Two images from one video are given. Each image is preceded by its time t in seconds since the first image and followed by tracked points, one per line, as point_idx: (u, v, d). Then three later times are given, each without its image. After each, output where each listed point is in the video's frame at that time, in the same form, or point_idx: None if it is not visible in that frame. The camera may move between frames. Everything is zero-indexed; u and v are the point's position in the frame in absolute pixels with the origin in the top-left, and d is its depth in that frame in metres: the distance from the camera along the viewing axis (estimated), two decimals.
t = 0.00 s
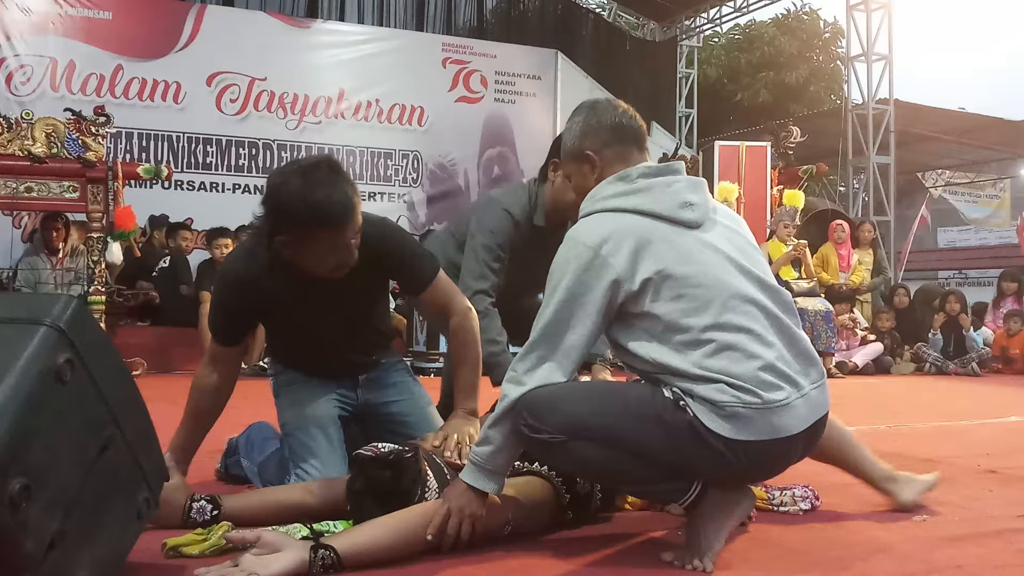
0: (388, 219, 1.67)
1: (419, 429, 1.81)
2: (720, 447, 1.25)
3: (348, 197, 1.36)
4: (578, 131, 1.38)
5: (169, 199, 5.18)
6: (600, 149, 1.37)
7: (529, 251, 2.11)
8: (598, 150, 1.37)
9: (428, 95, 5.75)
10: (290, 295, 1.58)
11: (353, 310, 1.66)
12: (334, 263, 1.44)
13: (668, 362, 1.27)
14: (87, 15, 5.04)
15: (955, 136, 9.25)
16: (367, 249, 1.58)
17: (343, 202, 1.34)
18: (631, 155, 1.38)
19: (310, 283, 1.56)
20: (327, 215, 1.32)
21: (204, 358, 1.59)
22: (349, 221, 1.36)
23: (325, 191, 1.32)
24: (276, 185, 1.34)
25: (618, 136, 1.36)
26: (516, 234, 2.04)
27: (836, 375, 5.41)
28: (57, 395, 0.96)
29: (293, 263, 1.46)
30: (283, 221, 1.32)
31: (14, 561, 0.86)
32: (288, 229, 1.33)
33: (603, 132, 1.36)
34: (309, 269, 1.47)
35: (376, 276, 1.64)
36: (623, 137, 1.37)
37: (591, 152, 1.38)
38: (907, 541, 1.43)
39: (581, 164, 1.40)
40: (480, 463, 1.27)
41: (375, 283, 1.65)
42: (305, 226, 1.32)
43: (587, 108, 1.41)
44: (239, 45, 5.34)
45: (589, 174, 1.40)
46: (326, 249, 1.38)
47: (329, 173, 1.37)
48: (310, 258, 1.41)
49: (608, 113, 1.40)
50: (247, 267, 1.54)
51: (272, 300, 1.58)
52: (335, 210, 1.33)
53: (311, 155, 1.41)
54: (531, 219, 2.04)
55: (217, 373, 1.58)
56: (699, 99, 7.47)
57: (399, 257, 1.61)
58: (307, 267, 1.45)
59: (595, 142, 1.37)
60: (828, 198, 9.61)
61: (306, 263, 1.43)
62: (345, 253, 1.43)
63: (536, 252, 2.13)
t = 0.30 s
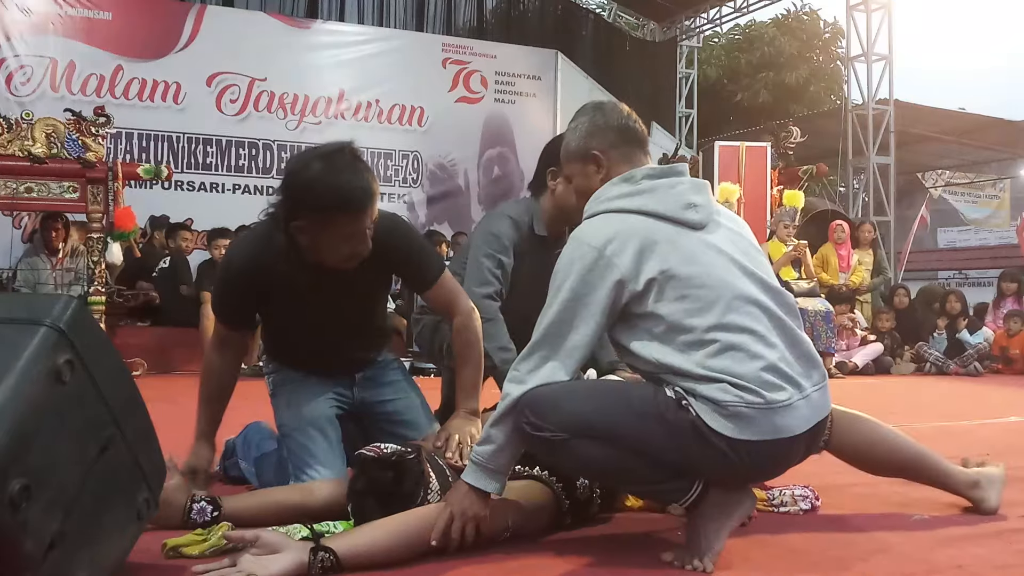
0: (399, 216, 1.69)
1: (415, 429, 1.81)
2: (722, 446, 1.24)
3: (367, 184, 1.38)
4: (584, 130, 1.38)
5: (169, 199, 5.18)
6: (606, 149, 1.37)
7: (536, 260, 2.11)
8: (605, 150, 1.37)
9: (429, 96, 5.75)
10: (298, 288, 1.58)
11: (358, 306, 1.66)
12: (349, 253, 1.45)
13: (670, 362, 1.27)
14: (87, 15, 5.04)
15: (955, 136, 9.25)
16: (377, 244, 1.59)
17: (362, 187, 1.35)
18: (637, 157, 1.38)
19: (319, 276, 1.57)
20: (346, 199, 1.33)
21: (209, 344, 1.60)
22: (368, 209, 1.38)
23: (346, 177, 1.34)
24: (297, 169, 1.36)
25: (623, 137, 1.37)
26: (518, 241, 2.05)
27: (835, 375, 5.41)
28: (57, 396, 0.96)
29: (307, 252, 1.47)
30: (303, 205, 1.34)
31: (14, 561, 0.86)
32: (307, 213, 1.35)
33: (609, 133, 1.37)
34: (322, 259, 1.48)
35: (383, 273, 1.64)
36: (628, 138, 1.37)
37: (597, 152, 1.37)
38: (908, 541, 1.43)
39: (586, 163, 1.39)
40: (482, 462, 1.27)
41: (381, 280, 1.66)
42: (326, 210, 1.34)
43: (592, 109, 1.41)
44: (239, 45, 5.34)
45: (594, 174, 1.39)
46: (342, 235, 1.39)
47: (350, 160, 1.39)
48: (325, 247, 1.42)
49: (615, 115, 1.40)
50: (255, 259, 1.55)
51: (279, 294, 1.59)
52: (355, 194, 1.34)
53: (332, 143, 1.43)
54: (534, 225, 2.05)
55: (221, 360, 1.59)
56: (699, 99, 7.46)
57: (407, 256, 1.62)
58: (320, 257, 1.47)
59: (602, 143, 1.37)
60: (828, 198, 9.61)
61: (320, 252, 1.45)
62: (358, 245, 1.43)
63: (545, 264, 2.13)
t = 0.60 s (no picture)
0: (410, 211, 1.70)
1: (419, 428, 1.80)
2: (724, 445, 1.25)
3: (373, 170, 1.38)
4: (586, 129, 1.37)
5: (168, 199, 5.17)
6: (608, 148, 1.37)
7: (544, 261, 2.10)
8: (607, 149, 1.37)
9: (429, 96, 5.75)
10: (303, 280, 1.58)
11: (363, 301, 1.67)
12: (354, 242, 1.44)
13: (674, 362, 1.26)
14: (87, 15, 5.04)
15: (955, 136, 9.25)
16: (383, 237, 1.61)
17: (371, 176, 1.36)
18: (638, 155, 1.39)
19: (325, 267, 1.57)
20: (356, 186, 1.35)
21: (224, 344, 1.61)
22: (374, 194, 1.37)
23: (352, 161, 1.36)
24: (308, 153, 1.39)
25: (625, 136, 1.37)
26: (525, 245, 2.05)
27: (835, 374, 5.40)
28: (56, 396, 0.96)
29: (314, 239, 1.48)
30: (310, 185, 1.36)
31: (13, 561, 0.86)
32: (314, 193, 1.37)
33: (610, 131, 1.37)
34: (330, 248, 1.49)
35: (388, 269, 1.66)
36: (628, 137, 1.38)
37: (599, 150, 1.37)
38: (907, 541, 1.43)
39: (588, 162, 1.39)
40: (484, 462, 1.27)
41: (388, 276, 1.67)
42: (330, 189, 1.35)
43: (592, 108, 1.41)
44: (239, 45, 5.34)
45: (595, 173, 1.39)
46: (351, 227, 1.40)
47: (360, 149, 1.41)
48: (330, 233, 1.42)
49: (615, 114, 1.40)
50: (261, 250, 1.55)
51: (283, 287, 1.59)
52: (364, 183, 1.35)
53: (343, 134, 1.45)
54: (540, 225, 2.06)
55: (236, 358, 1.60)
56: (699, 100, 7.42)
57: (416, 252, 1.65)
58: (327, 245, 1.48)
59: (603, 141, 1.37)
60: (828, 198, 9.61)
61: (327, 239, 1.45)
62: (364, 235, 1.43)
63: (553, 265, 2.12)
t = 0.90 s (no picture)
0: (427, 214, 1.70)
1: (425, 429, 1.80)
2: (727, 445, 1.24)
3: (385, 170, 1.38)
4: (586, 126, 1.38)
5: (168, 199, 5.17)
6: (609, 146, 1.37)
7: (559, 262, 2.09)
8: (607, 148, 1.37)
9: (429, 96, 5.75)
10: (311, 278, 1.58)
11: (372, 300, 1.66)
12: (362, 241, 1.43)
13: (675, 361, 1.26)
14: (87, 15, 5.04)
15: (955, 136, 9.25)
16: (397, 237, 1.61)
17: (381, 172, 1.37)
18: (638, 152, 1.39)
19: (335, 266, 1.57)
20: (364, 180, 1.35)
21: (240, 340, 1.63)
22: (384, 192, 1.37)
23: (365, 158, 1.37)
24: (323, 150, 1.41)
25: (625, 135, 1.38)
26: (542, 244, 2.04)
27: (836, 375, 5.39)
28: (57, 396, 0.96)
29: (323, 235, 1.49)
30: (321, 177, 1.38)
31: (12, 562, 0.86)
32: (324, 186, 1.38)
33: (610, 129, 1.37)
34: (339, 245, 1.49)
35: (402, 269, 1.65)
36: (629, 136, 1.38)
37: (599, 149, 1.37)
38: (907, 541, 1.43)
39: (588, 160, 1.39)
40: (485, 464, 1.27)
41: (401, 277, 1.67)
42: (339, 182, 1.36)
43: (592, 106, 1.41)
44: (239, 45, 5.34)
45: (595, 172, 1.39)
46: (359, 225, 1.40)
47: (376, 149, 1.42)
48: (338, 228, 1.42)
49: (615, 113, 1.40)
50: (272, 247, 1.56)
51: (293, 286, 1.59)
52: (373, 178, 1.36)
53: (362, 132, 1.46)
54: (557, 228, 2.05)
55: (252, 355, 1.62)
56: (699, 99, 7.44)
57: (430, 253, 1.64)
58: (337, 243, 1.48)
59: (603, 140, 1.37)
60: (828, 198, 9.61)
61: (334, 236, 1.46)
62: (372, 233, 1.42)
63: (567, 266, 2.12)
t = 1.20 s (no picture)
0: (431, 215, 1.69)
1: (427, 429, 1.80)
2: (729, 446, 1.24)
3: (386, 163, 1.38)
4: (580, 130, 1.37)
5: (168, 200, 5.17)
6: (604, 150, 1.37)
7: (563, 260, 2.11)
8: (603, 151, 1.37)
9: (429, 96, 5.75)
10: (315, 279, 1.58)
11: (377, 302, 1.66)
12: (366, 236, 1.43)
13: (675, 363, 1.26)
14: (87, 15, 5.05)
15: (955, 136, 9.25)
16: (403, 238, 1.60)
17: (378, 163, 1.37)
18: (632, 155, 1.39)
19: (340, 267, 1.57)
20: (362, 171, 1.35)
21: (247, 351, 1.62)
22: (383, 183, 1.37)
23: (364, 152, 1.37)
24: (325, 147, 1.41)
25: (621, 138, 1.38)
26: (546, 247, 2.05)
27: (835, 375, 5.39)
28: (58, 397, 0.96)
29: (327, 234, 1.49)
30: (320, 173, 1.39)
31: (13, 561, 0.86)
32: (325, 181, 1.39)
33: (606, 133, 1.37)
34: (344, 244, 1.49)
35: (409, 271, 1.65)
36: (624, 139, 1.38)
37: (595, 153, 1.37)
38: (907, 541, 1.43)
39: (582, 164, 1.38)
40: (484, 469, 1.28)
41: (407, 279, 1.67)
42: (342, 174, 1.36)
43: (587, 109, 1.41)
44: (239, 45, 5.34)
45: (591, 176, 1.38)
46: (358, 218, 1.39)
47: (374, 142, 1.42)
48: (342, 225, 1.42)
49: (609, 116, 1.40)
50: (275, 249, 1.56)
51: (298, 289, 1.58)
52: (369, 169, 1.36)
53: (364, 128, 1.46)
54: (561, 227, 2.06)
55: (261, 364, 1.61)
56: (699, 99, 7.42)
57: (435, 255, 1.64)
58: (340, 241, 1.48)
59: (599, 144, 1.37)
60: (829, 198, 9.61)
61: (339, 234, 1.46)
62: (377, 227, 1.42)
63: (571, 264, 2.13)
